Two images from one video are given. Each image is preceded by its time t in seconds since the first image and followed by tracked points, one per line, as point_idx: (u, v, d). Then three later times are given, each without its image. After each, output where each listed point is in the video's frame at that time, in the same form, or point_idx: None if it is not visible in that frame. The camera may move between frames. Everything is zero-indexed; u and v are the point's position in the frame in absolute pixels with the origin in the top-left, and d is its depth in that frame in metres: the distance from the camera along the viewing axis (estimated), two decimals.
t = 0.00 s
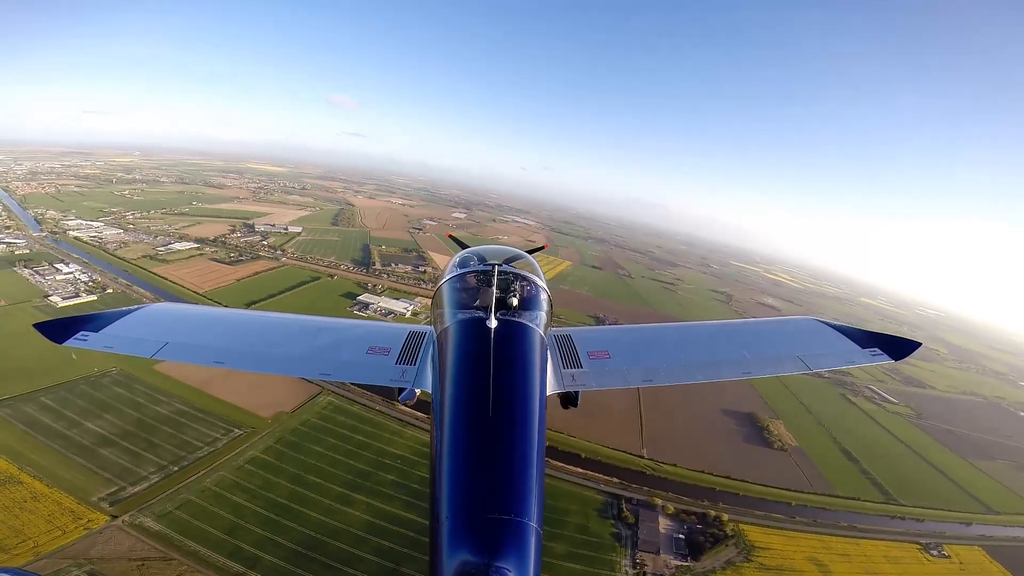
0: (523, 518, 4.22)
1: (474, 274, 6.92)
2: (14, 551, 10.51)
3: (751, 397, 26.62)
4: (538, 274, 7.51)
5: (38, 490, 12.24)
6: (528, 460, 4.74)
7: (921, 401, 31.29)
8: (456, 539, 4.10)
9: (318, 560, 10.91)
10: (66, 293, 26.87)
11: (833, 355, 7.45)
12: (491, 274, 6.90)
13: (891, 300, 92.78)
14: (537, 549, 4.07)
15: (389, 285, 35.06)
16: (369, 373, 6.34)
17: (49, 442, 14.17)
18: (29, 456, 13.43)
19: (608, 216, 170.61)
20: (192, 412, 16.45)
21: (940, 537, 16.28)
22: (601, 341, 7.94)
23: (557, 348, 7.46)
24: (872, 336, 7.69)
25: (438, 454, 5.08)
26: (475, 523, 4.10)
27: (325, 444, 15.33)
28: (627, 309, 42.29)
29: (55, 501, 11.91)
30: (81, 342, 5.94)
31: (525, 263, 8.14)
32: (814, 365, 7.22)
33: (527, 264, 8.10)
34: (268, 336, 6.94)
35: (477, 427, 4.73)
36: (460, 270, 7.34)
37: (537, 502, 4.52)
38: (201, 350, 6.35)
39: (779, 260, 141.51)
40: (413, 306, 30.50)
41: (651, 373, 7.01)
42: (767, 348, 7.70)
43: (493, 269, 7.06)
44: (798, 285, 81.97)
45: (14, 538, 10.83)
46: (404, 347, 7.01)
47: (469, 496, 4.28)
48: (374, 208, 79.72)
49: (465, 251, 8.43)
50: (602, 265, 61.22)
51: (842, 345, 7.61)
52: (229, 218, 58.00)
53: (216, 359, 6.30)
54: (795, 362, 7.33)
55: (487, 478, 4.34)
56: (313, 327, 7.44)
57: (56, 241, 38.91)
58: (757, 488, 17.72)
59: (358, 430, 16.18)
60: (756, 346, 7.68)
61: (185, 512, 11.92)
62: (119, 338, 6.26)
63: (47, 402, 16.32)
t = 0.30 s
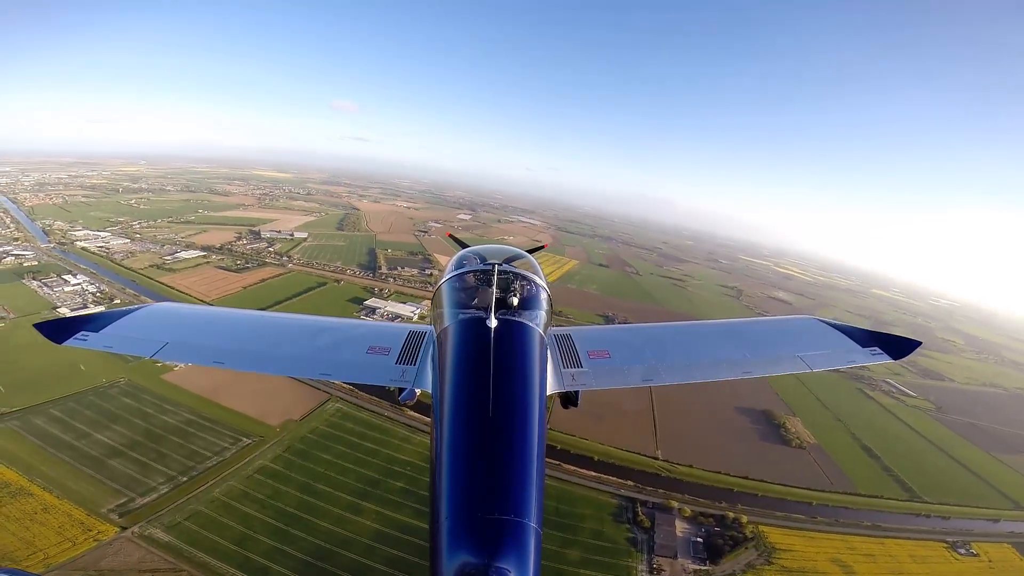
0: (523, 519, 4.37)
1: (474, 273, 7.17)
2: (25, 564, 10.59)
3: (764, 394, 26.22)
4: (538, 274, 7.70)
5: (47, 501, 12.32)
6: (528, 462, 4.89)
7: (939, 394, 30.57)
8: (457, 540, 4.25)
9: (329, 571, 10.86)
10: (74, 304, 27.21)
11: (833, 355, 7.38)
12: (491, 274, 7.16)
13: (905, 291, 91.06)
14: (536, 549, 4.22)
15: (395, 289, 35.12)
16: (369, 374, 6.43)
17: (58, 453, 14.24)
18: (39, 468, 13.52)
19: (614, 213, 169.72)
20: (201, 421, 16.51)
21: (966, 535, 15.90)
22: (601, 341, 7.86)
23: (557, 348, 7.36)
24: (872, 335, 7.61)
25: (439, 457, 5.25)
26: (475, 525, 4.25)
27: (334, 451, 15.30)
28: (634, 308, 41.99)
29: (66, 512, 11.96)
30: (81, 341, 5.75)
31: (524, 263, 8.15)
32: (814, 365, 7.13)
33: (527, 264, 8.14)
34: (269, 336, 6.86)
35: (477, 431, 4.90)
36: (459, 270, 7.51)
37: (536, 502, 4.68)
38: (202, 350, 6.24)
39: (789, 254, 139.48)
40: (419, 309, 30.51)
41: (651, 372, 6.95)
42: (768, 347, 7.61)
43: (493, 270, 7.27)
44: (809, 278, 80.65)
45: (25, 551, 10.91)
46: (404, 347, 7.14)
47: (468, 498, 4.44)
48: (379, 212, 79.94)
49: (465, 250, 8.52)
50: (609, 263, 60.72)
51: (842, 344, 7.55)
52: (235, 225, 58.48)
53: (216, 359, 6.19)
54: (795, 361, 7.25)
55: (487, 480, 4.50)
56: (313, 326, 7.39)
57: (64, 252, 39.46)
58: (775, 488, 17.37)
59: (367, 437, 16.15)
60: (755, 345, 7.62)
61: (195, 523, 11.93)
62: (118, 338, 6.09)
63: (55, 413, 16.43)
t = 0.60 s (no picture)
0: (523, 519, 4.33)
1: (474, 273, 7.11)
2: (19, 563, 10.68)
3: (772, 398, 25.77)
4: (538, 273, 7.61)
5: (43, 502, 12.39)
6: (528, 462, 4.85)
7: (950, 398, 29.94)
8: (457, 540, 4.21)
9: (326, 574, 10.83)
10: (78, 302, 27.54)
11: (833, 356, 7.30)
12: (491, 274, 7.07)
13: (916, 294, 89.56)
14: (536, 550, 4.18)
15: (399, 289, 35.15)
16: (369, 374, 6.36)
17: (57, 453, 14.35)
18: (36, 468, 13.61)
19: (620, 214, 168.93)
20: (201, 421, 16.58)
21: (977, 543, 15.58)
22: (600, 340, 7.76)
23: (557, 347, 7.28)
24: (871, 336, 7.55)
25: (439, 456, 5.23)
26: (475, 524, 4.21)
27: (334, 453, 15.27)
28: (639, 309, 41.62)
29: (61, 513, 12.03)
30: (81, 341, 5.74)
31: (524, 262, 8.04)
32: (813, 365, 7.06)
33: (528, 264, 8.03)
34: (269, 335, 6.81)
35: (476, 430, 4.86)
36: (459, 270, 7.44)
37: (536, 502, 4.65)
38: (202, 350, 6.20)
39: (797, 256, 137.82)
40: (422, 309, 30.51)
41: (651, 372, 6.85)
42: (767, 348, 7.53)
43: (493, 269, 7.20)
44: (818, 281, 79.56)
45: (19, 551, 10.98)
46: (404, 347, 7.06)
47: (468, 498, 4.40)
48: (385, 212, 80.29)
49: (465, 250, 8.44)
50: (614, 264, 60.30)
51: (841, 345, 7.48)
52: (241, 224, 59.02)
53: (216, 359, 6.14)
54: (795, 362, 7.17)
55: (487, 480, 4.46)
56: (313, 326, 7.33)
57: (70, 250, 40.02)
58: (786, 495, 16.99)
59: (368, 438, 16.12)
60: (754, 346, 7.53)
61: (191, 524, 11.96)
62: (119, 337, 6.07)
63: (54, 412, 16.56)
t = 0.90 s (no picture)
0: (523, 519, 4.31)
1: (473, 274, 7.06)
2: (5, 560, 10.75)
3: (777, 406, 25.31)
4: (538, 274, 7.55)
5: (32, 498, 12.49)
6: (528, 463, 4.82)
7: (959, 409, 29.23)
8: (457, 540, 4.18)
9: None
10: (80, 296, 27.91)
11: (832, 356, 7.36)
12: (491, 274, 7.04)
13: (926, 305, 87.98)
14: (536, 550, 4.15)
15: (403, 289, 35.17)
16: (367, 375, 6.29)
17: (50, 449, 14.46)
18: (28, 463, 13.72)
19: (626, 218, 168.25)
20: (197, 420, 16.64)
21: (982, 555, 15.27)
22: (600, 341, 7.77)
23: (557, 348, 7.28)
24: (871, 336, 7.59)
25: (440, 456, 5.22)
26: (474, 524, 4.18)
27: (331, 455, 15.24)
28: (643, 313, 41.23)
29: (49, 511, 12.09)
30: (81, 341, 5.71)
31: (524, 263, 7.94)
32: (813, 365, 7.12)
33: (528, 265, 7.92)
34: (268, 336, 6.77)
35: (476, 430, 4.85)
36: (459, 270, 7.39)
37: (536, 502, 4.62)
38: (202, 350, 6.18)
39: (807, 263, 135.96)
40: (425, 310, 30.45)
41: (651, 372, 6.86)
42: (767, 348, 7.57)
43: (493, 270, 7.15)
44: (826, 289, 78.37)
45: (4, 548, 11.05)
46: (404, 347, 6.99)
47: (468, 497, 4.38)
48: (391, 211, 80.69)
49: (466, 250, 8.37)
50: (619, 268, 59.89)
51: (841, 345, 7.53)
52: (247, 221, 59.57)
53: (216, 359, 6.11)
54: (795, 362, 7.22)
55: (487, 479, 4.45)
56: (312, 326, 7.28)
57: (75, 244, 40.63)
58: (789, 505, 16.66)
59: (366, 441, 16.08)
60: (754, 346, 7.58)
61: (181, 524, 11.97)
62: (120, 338, 6.04)
63: (49, 408, 16.73)
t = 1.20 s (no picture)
0: (523, 519, 4.29)
1: (474, 274, 6.98)
2: None
3: (782, 418, 24.79)
4: (538, 274, 7.49)
5: (18, 489, 12.58)
6: (528, 463, 4.79)
7: (966, 425, 28.46)
8: (457, 539, 4.19)
9: None
10: (85, 285, 28.42)
11: (833, 356, 7.51)
12: (492, 274, 6.99)
13: (941, 320, 85.82)
14: (536, 550, 4.14)
15: (407, 288, 35.25)
16: (367, 375, 6.20)
17: (41, 440, 14.59)
18: (18, 454, 13.87)
19: (636, 224, 167.16)
20: (192, 415, 16.73)
21: None
22: (600, 342, 7.95)
23: (557, 348, 7.49)
24: (870, 335, 7.77)
25: (440, 455, 5.19)
26: (475, 524, 4.17)
27: (325, 455, 15.21)
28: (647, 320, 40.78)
29: (33, 502, 12.18)
30: (81, 341, 5.64)
31: (524, 263, 7.83)
32: (814, 365, 7.27)
33: (529, 266, 7.79)
34: (268, 337, 6.70)
35: (476, 430, 4.81)
36: (460, 270, 7.33)
37: (536, 501, 4.61)
38: (202, 350, 6.11)
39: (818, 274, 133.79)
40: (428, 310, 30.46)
41: (651, 373, 7.03)
42: (767, 348, 7.73)
43: (494, 270, 7.08)
44: (835, 301, 77.01)
45: None
46: (404, 347, 6.91)
47: (469, 498, 4.36)
48: (400, 210, 81.20)
49: (466, 250, 8.26)
50: (625, 274, 59.43)
51: (841, 345, 7.67)
52: (256, 216, 60.34)
53: (216, 359, 6.05)
54: (795, 362, 7.37)
55: (488, 479, 4.41)
56: (312, 327, 7.22)
57: (84, 234, 41.46)
58: (791, 519, 16.30)
59: (362, 441, 16.06)
60: (754, 346, 7.74)
61: (167, 521, 12.01)
62: (120, 338, 5.97)
63: (44, 398, 16.94)
